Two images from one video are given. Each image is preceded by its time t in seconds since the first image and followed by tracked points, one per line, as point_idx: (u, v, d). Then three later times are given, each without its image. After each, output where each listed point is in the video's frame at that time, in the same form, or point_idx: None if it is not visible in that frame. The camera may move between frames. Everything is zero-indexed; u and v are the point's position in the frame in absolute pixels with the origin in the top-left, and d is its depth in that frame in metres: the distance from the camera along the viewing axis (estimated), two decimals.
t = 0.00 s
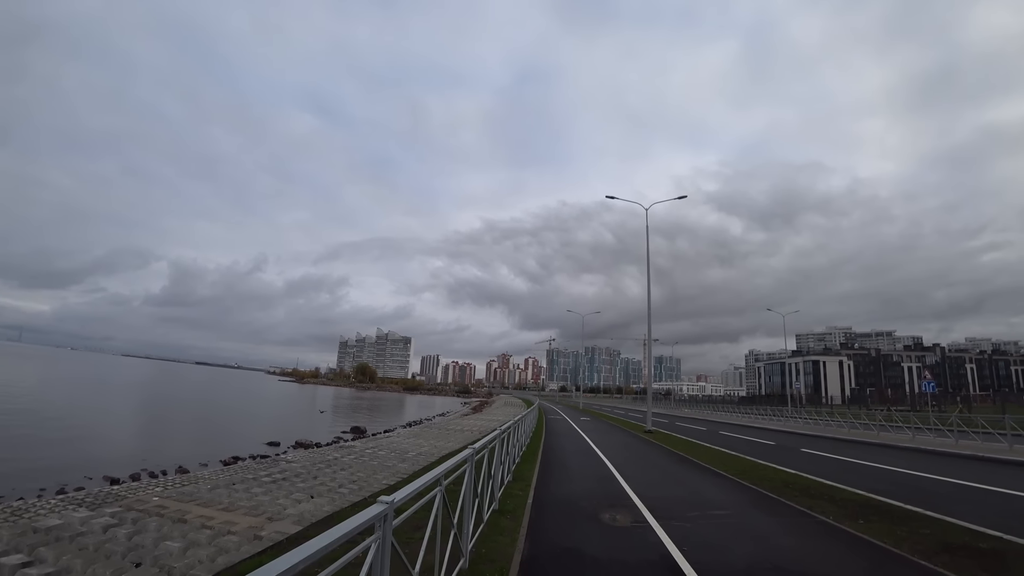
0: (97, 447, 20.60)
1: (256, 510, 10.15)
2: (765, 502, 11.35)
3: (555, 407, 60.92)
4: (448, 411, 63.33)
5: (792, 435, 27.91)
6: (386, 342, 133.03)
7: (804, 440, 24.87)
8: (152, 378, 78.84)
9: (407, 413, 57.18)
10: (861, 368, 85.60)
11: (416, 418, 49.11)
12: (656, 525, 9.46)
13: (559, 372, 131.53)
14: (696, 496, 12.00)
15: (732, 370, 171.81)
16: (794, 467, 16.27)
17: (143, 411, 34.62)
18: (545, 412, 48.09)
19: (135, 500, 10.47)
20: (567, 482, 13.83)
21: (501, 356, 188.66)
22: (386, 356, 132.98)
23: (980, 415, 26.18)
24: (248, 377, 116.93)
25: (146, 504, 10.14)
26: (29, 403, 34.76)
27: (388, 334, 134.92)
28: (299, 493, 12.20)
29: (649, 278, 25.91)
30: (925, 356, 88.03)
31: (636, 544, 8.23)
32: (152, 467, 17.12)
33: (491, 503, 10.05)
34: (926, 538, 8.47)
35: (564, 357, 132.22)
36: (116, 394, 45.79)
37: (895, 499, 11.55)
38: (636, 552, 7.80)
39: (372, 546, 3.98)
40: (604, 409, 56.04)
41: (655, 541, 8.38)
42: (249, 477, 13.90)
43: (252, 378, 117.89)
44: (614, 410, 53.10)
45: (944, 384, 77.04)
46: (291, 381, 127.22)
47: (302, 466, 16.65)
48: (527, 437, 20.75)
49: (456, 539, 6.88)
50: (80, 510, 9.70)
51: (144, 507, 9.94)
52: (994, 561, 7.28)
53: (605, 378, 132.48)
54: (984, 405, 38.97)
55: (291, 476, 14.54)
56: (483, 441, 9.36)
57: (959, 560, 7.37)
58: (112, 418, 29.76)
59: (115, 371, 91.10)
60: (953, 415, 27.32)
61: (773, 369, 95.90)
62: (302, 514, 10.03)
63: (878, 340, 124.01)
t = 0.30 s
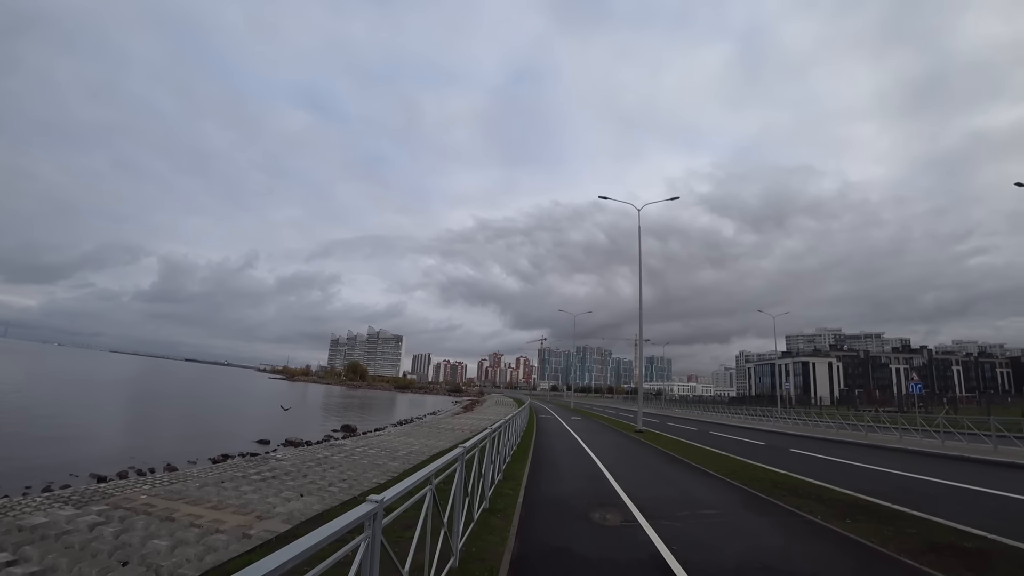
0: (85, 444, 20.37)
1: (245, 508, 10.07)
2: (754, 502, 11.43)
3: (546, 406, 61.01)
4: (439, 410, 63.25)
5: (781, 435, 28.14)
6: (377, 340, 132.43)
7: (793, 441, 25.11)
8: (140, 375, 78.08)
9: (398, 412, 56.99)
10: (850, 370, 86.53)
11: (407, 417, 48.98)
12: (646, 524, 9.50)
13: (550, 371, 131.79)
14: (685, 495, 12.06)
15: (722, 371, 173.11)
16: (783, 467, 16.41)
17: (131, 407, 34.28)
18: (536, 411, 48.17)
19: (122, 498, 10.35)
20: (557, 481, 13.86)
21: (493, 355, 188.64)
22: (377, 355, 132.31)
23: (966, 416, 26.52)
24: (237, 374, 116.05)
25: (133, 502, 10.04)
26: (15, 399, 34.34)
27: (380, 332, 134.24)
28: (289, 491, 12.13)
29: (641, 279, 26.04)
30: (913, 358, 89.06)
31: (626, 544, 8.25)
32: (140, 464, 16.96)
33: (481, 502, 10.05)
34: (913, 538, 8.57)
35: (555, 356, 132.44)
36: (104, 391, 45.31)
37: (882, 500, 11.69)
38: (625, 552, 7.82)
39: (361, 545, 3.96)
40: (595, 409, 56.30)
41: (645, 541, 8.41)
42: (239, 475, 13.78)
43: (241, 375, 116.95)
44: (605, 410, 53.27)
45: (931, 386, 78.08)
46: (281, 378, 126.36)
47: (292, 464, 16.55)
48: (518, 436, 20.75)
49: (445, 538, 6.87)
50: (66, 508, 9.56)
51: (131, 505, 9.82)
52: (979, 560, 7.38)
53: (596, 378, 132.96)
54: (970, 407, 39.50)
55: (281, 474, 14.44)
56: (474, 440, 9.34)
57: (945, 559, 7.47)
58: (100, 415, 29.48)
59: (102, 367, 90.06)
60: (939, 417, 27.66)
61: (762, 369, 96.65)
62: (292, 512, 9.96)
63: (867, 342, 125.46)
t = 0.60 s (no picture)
0: (60, 438, 19.88)
1: (224, 506, 9.87)
2: (735, 504, 11.54)
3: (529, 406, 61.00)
4: (422, 408, 62.98)
5: (761, 438, 28.50)
6: (361, 337, 131.27)
7: (772, 444, 25.45)
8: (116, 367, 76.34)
9: (380, 409, 56.60)
10: (829, 375, 88.09)
11: (389, 414, 48.66)
12: (627, 525, 9.52)
13: (533, 371, 132.08)
14: (666, 497, 12.14)
15: (704, 374, 174.96)
16: (763, 470, 16.60)
17: (107, 401, 33.53)
18: (519, 411, 48.18)
19: (96, 495, 10.07)
20: (540, 482, 13.84)
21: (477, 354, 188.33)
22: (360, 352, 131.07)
23: (940, 422, 27.12)
24: (217, 369, 114.07)
25: (108, 499, 9.77)
26: None
27: (363, 329, 132.96)
28: (268, 489, 11.90)
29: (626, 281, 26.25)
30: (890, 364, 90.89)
31: (608, 545, 8.24)
32: (117, 460, 16.58)
33: (464, 502, 9.98)
34: (889, 540, 8.72)
35: (539, 356, 132.73)
36: (79, 384, 44.22)
37: (859, 503, 11.89)
38: (607, 553, 7.81)
39: (345, 545, 3.90)
40: (578, 409, 56.53)
41: (627, 542, 8.42)
42: (217, 472, 13.51)
43: (221, 370, 115.01)
44: (587, 411, 53.43)
45: (907, 391, 79.82)
46: (261, 374, 124.61)
47: (272, 461, 16.29)
48: (501, 436, 20.70)
49: (428, 538, 6.80)
50: (38, 505, 9.27)
51: (106, 502, 9.55)
52: (953, 562, 7.55)
53: (580, 379, 133.56)
54: (945, 412, 40.41)
55: (261, 472, 14.18)
56: (458, 440, 9.28)
57: (919, 561, 7.61)
58: (75, 409, 28.79)
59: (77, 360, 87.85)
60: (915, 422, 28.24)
61: (744, 373, 97.91)
62: (272, 511, 9.77)
63: (846, 347, 127.85)
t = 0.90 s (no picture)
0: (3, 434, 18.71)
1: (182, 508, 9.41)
2: (699, 507, 11.73)
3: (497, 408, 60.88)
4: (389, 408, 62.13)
5: (724, 443, 29.16)
6: (327, 334, 128.58)
7: (735, 448, 26.06)
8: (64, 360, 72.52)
9: (346, 408, 55.53)
10: (790, 382, 91.02)
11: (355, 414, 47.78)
12: (594, 528, 9.53)
13: (501, 373, 132.11)
14: (633, 500, 12.24)
15: (670, 379, 178.60)
16: (725, 473, 16.98)
17: (56, 395, 31.82)
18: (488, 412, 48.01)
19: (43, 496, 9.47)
20: (507, 484, 13.79)
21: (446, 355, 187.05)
22: (327, 349, 128.20)
23: (892, 429, 28.26)
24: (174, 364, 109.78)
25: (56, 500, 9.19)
26: None
27: (330, 326, 130.07)
28: (229, 490, 11.42)
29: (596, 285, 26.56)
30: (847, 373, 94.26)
31: (575, 548, 8.24)
32: (66, 458, 15.71)
33: (431, 505, 9.81)
34: (845, 542, 9.01)
35: (507, 358, 132.84)
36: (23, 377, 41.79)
37: (817, 506, 12.26)
38: (574, 556, 7.79)
39: (314, 552, 3.72)
40: (546, 412, 56.70)
41: (594, 545, 8.42)
42: (175, 472, 12.93)
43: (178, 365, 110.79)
44: (555, 414, 53.58)
45: (862, 399, 83.16)
46: (222, 370, 120.78)
47: (233, 461, 15.71)
48: (468, 438, 20.57)
49: (396, 542, 6.62)
50: None
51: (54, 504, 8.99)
52: (906, 564, 7.82)
53: (547, 381, 134.32)
54: (897, 420, 42.22)
55: (222, 472, 13.65)
56: (427, 441, 9.12)
57: (873, 563, 7.87)
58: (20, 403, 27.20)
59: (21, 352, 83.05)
60: (869, 429, 29.39)
61: (708, 378, 100.26)
62: (233, 513, 9.37)
63: (806, 356, 132.40)
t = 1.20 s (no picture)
0: None
1: (124, 507, 8.89)
2: (654, 507, 11.99)
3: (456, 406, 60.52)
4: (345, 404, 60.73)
5: (677, 444, 29.94)
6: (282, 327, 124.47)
7: (688, 449, 26.80)
8: None
9: (300, 403, 54.03)
10: (741, 387, 94.36)
11: (310, 410, 46.47)
12: (551, 528, 9.59)
13: (460, 371, 131.50)
14: (589, 499, 12.39)
15: (626, 381, 182.24)
16: (679, 474, 17.45)
17: None
18: (446, 411, 47.65)
19: None
20: (465, 483, 13.71)
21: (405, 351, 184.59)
22: (281, 343, 124.06)
23: (835, 433, 29.72)
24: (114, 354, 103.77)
25: None
26: None
27: (286, 319, 125.88)
28: (176, 489, 10.87)
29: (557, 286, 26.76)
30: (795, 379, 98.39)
31: (532, 547, 8.27)
32: None
33: (388, 503, 9.64)
34: (791, 541, 9.41)
35: (467, 356, 132.25)
36: None
37: (765, 506, 12.77)
38: (532, 555, 7.82)
39: (271, 553, 3.57)
40: (505, 411, 56.77)
41: (551, 545, 8.47)
42: (117, 469, 12.21)
43: (119, 355, 104.78)
44: (514, 413, 53.60)
45: (807, 404, 87.12)
46: (168, 361, 115.41)
47: (181, 458, 14.98)
48: (426, 437, 20.37)
49: (352, 542, 6.45)
50: None
51: None
52: (847, 561, 8.22)
53: (506, 380, 134.64)
54: (839, 424, 44.39)
55: (168, 469, 12.99)
56: (385, 439, 8.95)
57: (817, 560, 8.25)
58: None
59: None
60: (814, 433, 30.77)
61: (663, 381, 102.78)
62: (181, 513, 8.93)
63: (756, 361, 137.60)
